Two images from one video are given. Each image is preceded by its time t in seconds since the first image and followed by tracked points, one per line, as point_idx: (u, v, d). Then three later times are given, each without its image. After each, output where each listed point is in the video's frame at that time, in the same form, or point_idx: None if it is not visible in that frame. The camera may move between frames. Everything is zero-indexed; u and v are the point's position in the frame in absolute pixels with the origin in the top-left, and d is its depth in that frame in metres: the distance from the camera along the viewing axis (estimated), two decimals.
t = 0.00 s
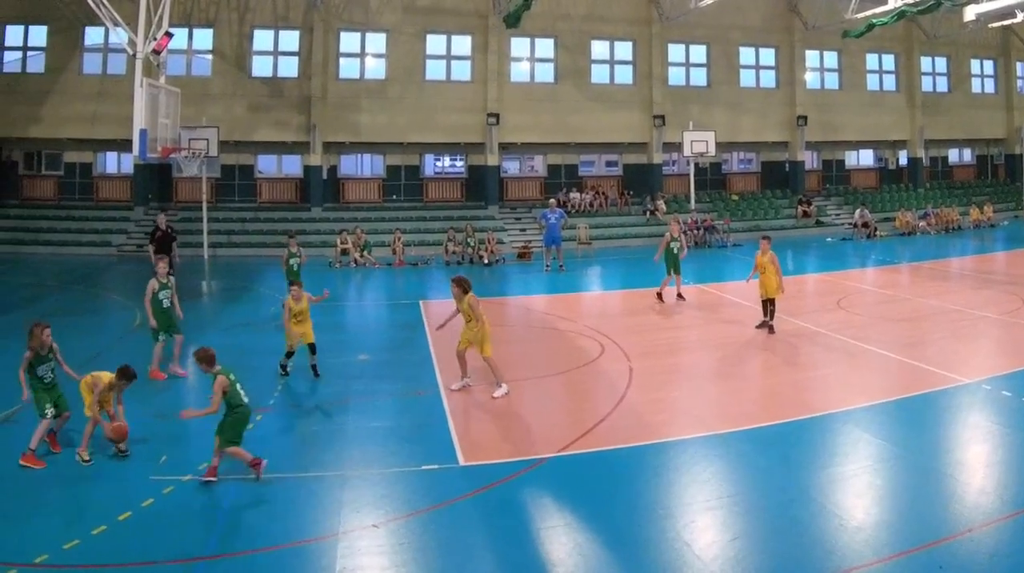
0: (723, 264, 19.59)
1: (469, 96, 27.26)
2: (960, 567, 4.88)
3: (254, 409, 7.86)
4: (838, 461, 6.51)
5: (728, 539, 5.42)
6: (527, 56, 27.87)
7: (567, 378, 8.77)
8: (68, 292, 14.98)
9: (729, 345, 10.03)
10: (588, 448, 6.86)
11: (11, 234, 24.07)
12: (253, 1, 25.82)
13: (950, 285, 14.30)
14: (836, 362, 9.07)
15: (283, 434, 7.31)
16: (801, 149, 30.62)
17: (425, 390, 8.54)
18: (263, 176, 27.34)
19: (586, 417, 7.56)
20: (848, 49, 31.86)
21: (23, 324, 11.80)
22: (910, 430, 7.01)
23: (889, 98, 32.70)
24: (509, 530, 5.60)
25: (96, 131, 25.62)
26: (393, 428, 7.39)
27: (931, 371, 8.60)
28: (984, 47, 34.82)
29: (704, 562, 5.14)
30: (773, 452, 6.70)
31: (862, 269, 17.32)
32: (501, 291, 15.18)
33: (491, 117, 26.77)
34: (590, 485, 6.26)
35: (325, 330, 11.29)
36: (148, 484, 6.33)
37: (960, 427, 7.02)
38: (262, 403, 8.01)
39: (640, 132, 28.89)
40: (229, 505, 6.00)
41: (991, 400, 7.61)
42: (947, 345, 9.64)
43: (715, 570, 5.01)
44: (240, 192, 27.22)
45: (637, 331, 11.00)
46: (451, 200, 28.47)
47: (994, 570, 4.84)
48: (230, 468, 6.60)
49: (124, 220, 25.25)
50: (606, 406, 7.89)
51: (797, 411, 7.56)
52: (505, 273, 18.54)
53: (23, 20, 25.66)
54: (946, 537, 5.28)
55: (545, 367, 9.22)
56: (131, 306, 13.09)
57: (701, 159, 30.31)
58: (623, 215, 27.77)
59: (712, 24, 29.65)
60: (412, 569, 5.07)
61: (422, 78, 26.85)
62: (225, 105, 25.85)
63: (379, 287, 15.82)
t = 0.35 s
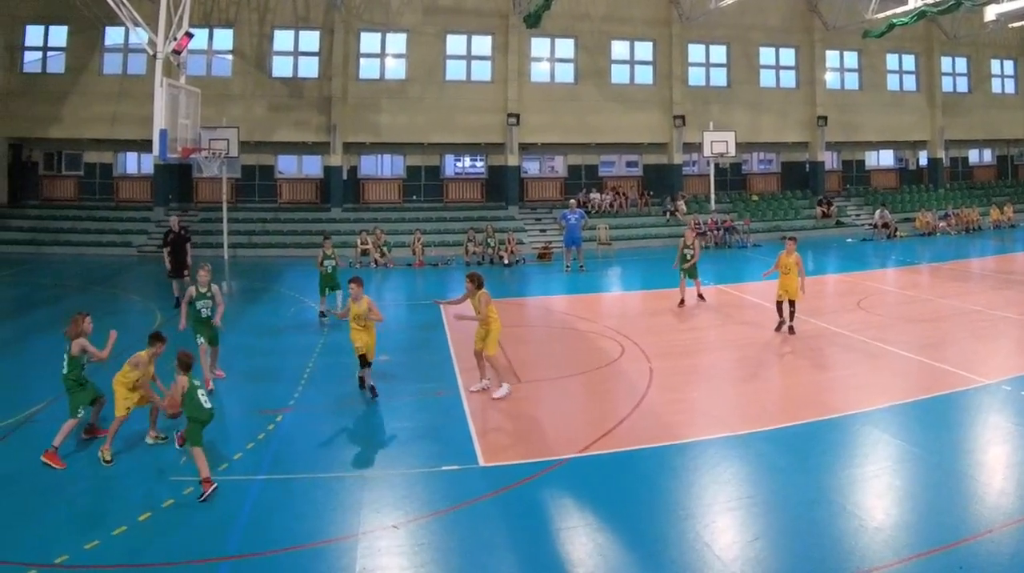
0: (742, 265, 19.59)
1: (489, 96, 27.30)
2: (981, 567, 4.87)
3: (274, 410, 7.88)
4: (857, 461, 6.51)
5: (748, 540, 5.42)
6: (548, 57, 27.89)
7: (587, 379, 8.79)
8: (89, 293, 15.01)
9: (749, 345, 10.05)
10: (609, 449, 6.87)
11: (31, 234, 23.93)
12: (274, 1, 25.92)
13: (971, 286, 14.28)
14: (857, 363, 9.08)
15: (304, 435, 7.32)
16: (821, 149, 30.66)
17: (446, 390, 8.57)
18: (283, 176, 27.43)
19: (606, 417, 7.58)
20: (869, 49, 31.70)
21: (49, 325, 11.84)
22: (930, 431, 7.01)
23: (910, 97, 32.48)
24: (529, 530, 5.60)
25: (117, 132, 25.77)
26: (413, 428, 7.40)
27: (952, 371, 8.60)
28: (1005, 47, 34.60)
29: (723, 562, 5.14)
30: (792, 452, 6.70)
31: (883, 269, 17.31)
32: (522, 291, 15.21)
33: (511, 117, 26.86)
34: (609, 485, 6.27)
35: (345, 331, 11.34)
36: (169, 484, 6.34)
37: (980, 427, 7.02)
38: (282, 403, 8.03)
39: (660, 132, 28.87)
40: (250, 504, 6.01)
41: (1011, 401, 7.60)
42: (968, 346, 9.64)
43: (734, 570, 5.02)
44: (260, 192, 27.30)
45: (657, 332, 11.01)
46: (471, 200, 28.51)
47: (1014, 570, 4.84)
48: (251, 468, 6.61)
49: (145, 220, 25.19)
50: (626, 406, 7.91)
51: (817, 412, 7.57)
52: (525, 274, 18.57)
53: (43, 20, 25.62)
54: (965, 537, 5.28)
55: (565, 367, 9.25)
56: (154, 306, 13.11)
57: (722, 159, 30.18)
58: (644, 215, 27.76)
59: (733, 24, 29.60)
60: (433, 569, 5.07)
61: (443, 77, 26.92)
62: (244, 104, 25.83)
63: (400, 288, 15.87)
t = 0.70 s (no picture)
0: (761, 264, 19.59)
1: (509, 96, 27.37)
2: (1001, 567, 4.86)
3: (293, 410, 7.89)
4: (877, 461, 6.49)
5: (768, 539, 5.41)
6: (567, 57, 27.92)
7: (607, 378, 8.79)
8: (109, 292, 15.11)
9: (768, 345, 10.07)
10: (629, 449, 6.87)
11: (51, 234, 23.92)
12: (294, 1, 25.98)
13: (992, 286, 14.24)
14: (877, 363, 9.06)
15: (325, 436, 7.31)
16: (842, 149, 30.57)
17: (465, 390, 8.59)
18: (303, 176, 27.44)
19: (627, 416, 7.59)
20: (889, 49, 31.57)
21: (71, 325, 11.90)
22: (950, 431, 6.99)
23: (930, 98, 32.35)
24: (549, 530, 5.60)
25: (138, 132, 25.88)
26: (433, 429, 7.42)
27: (974, 371, 8.59)
28: None
29: (743, 562, 5.13)
30: (811, 452, 6.69)
31: (903, 269, 17.29)
32: (542, 291, 15.24)
33: (532, 117, 26.86)
34: (629, 485, 6.26)
35: (365, 331, 11.39)
36: (188, 484, 6.33)
37: (1000, 428, 7.00)
38: (301, 403, 8.05)
39: (680, 132, 28.86)
40: (270, 504, 6.01)
41: None
42: (989, 345, 9.62)
43: (755, 569, 5.01)
44: (280, 192, 27.33)
45: (676, 332, 11.02)
46: (491, 199, 28.37)
47: None
48: (270, 468, 6.60)
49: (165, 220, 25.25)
50: (646, 406, 7.93)
51: (838, 412, 7.56)
52: (545, 273, 18.59)
53: (63, 20, 25.76)
54: (985, 537, 5.27)
55: (585, 367, 9.26)
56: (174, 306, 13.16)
57: (742, 159, 30.09)
58: (664, 215, 27.86)
59: (753, 24, 29.56)
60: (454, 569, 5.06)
61: (462, 77, 27.00)
62: (264, 105, 25.96)
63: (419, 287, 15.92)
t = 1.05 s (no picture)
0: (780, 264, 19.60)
1: (529, 97, 27.43)
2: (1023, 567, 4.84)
3: (313, 410, 7.92)
4: (896, 462, 6.48)
5: (788, 539, 5.41)
6: (588, 57, 27.95)
7: (626, 378, 8.81)
8: (129, 293, 15.19)
9: (787, 345, 10.10)
10: (649, 448, 6.88)
11: (71, 235, 23.95)
12: (314, 2, 26.05)
13: (1014, 286, 14.22)
14: (895, 363, 9.07)
15: (345, 436, 7.32)
16: (861, 150, 30.45)
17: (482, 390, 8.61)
18: (323, 176, 27.38)
19: (647, 415, 7.62)
20: (909, 49, 31.52)
21: (91, 325, 11.94)
22: (971, 432, 6.98)
23: (950, 98, 32.30)
24: (569, 530, 5.59)
25: (158, 132, 25.93)
26: (453, 429, 7.45)
27: (994, 371, 8.59)
28: None
29: (763, 562, 5.12)
30: (830, 452, 6.70)
31: (922, 269, 17.31)
32: (562, 291, 15.30)
33: (552, 117, 26.91)
34: (649, 485, 6.26)
35: (384, 331, 11.46)
36: (208, 484, 6.33)
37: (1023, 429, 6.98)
38: (321, 403, 8.08)
39: (700, 132, 28.88)
40: (291, 505, 6.01)
41: None
42: (1010, 345, 9.62)
43: (775, 570, 5.00)
44: (301, 192, 27.29)
45: (695, 332, 11.06)
46: (511, 200, 28.43)
47: None
48: (290, 468, 6.61)
49: (186, 220, 25.27)
50: (667, 405, 7.96)
51: (857, 412, 7.57)
52: (565, 273, 18.65)
53: (83, 21, 25.82)
54: (1005, 538, 5.25)
55: (605, 367, 9.29)
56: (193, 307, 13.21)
57: (762, 160, 30.03)
58: (684, 215, 27.92)
59: (773, 24, 29.54)
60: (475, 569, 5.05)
61: (483, 78, 27.08)
62: (285, 105, 26.00)
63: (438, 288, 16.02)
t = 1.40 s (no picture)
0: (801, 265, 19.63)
1: (551, 97, 27.47)
2: None
3: (335, 410, 7.96)
4: (917, 462, 6.48)
5: (810, 540, 5.38)
6: (609, 57, 28.02)
7: (647, 378, 8.88)
8: (150, 293, 15.28)
9: (806, 345, 10.17)
10: (671, 448, 6.90)
11: (94, 235, 24.10)
12: (335, 1, 26.14)
13: None
14: (916, 363, 9.10)
15: (366, 436, 7.34)
16: (883, 149, 30.40)
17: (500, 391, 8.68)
18: (344, 176, 27.65)
19: (668, 415, 7.66)
20: (930, 49, 31.46)
21: (114, 325, 12.01)
22: (993, 434, 6.95)
23: (971, 98, 32.19)
24: (591, 530, 5.56)
25: (180, 132, 26.06)
26: (474, 429, 7.48)
27: (1016, 371, 8.60)
28: None
29: (786, 562, 5.09)
30: (850, 453, 6.68)
31: (944, 269, 17.34)
32: (584, 291, 15.41)
33: (573, 117, 26.98)
34: (670, 485, 6.25)
35: (406, 330, 11.57)
36: (230, 484, 6.33)
37: None
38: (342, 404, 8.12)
39: (722, 133, 28.81)
40: (311, 505, 5.99)
41: None
42: None
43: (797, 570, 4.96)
44: (322, 192, 27.57)
45: (716, 332, 11.14)
46: (533, 200, 28.63)
47: None
48: (310, 469, 6.60)
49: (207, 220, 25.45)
50: (689, 405, 8.02)
51: (878, 412, 7.58)
52: (586, 273, 18.73)
53: (103, 20, 25.86)
54: None
55: (626, 367, 9.36)
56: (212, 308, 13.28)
57: (784, 159, 30.06)
58: (706, 216, 27.98)
59: (794, 24, 29.52)
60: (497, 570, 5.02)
61: (504, 77, 27.15)
62: (306, 105, 26.14)
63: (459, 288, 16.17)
